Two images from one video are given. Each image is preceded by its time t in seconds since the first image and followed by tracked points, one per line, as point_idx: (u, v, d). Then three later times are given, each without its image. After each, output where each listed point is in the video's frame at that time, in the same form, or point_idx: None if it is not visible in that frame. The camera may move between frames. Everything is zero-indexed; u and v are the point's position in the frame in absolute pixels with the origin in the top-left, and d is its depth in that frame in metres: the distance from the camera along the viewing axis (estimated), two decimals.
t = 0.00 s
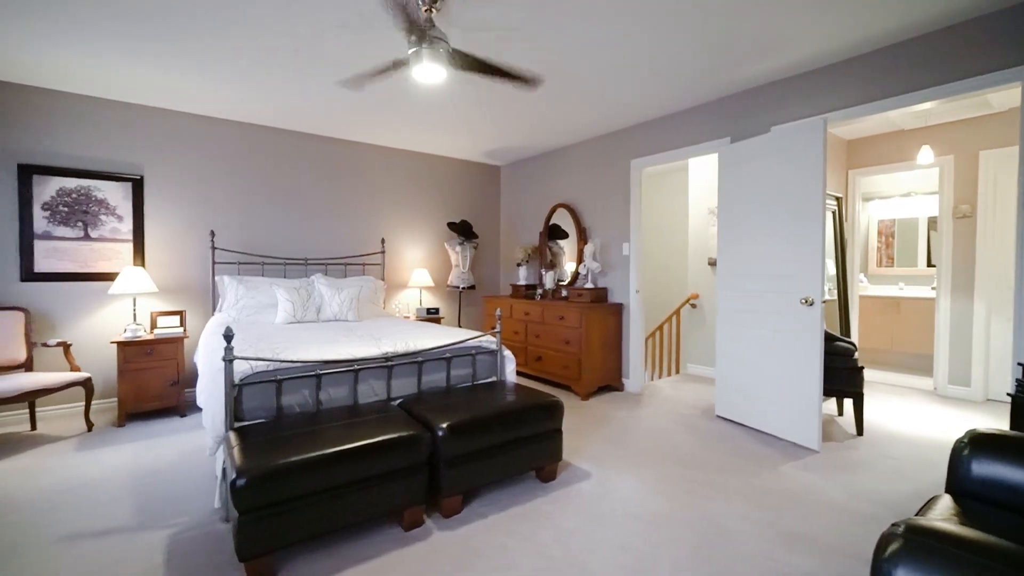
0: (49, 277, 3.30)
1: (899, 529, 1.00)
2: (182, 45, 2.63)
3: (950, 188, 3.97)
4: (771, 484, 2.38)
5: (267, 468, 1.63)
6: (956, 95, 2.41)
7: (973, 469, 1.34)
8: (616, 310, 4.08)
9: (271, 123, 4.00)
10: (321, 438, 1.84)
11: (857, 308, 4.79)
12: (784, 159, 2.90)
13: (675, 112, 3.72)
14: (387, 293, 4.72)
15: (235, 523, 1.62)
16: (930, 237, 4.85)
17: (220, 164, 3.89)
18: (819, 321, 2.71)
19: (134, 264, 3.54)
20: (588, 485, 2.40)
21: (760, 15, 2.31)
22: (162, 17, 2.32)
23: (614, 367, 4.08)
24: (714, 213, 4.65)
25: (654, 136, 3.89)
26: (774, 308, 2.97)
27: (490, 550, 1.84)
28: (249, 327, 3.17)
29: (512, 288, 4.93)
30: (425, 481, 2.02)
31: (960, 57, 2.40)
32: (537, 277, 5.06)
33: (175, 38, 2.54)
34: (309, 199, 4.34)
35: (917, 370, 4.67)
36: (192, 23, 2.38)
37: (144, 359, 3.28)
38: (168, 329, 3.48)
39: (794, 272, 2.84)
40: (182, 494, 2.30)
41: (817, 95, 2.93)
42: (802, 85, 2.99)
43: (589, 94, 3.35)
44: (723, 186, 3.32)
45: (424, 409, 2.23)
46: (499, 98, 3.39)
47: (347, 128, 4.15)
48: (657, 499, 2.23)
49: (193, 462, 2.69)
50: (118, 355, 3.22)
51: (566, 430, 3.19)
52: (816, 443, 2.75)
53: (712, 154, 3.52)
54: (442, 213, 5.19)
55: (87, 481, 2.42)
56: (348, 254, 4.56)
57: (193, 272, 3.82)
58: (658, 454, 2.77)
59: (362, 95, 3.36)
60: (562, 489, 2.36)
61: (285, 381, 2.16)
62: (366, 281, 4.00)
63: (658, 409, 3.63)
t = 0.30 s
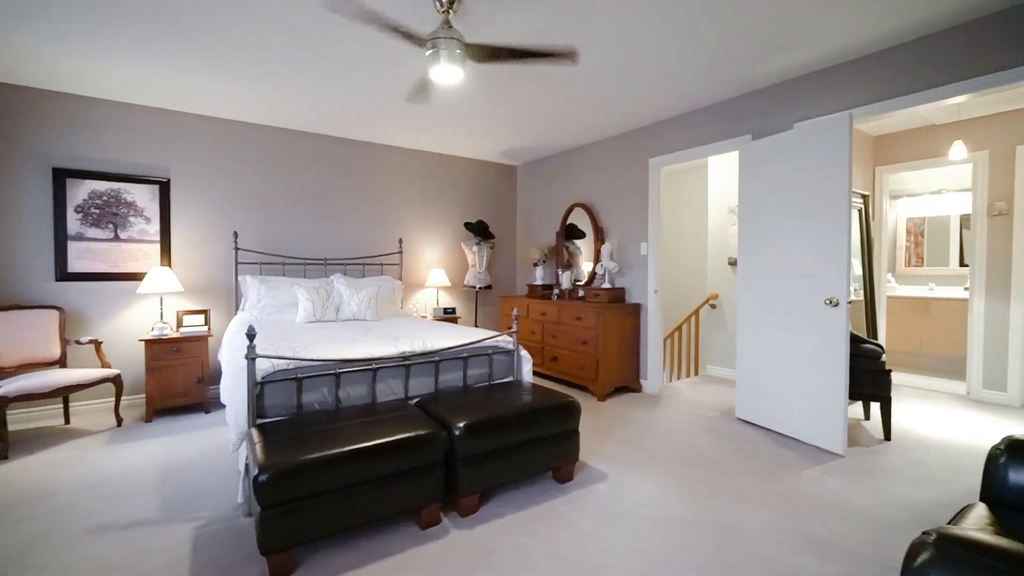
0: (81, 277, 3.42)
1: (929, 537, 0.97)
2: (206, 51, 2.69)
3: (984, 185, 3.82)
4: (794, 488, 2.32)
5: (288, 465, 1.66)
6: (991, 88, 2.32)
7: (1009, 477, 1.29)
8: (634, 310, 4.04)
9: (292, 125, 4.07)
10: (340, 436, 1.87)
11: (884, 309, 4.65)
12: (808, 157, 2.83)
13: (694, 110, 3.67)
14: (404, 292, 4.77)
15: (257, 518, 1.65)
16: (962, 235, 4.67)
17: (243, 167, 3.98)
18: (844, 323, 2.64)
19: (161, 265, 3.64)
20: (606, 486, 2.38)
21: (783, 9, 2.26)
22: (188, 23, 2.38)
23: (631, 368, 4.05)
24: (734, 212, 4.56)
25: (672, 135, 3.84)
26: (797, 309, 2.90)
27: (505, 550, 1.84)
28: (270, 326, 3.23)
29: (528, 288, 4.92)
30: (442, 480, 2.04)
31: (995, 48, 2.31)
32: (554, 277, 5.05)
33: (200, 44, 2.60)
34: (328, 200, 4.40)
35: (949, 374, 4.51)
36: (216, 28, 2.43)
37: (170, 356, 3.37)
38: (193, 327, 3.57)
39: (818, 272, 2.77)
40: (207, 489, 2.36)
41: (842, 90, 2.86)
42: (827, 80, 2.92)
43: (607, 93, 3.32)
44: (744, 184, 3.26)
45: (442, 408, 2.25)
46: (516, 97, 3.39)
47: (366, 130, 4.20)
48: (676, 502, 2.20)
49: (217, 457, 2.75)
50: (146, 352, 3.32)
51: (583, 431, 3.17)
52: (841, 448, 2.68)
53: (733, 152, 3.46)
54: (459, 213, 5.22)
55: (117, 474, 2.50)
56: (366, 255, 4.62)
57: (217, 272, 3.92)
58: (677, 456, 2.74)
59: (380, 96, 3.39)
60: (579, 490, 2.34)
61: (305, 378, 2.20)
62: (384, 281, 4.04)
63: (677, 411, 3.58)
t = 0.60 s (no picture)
0: (113, 277, 3.54)
1: (965, 548, 0.94)
2: (231, 55, 2.75)
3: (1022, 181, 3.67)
4: (819, 494, 2.26)
5: (309, 461, 1.68)
6: None
7: None
8: (652, 311, 3.99)
9: (313, 128, 4.15)
10: (360, 433, 1.89)
11: (915, 310, 4.50)
12: (833, 153, 2.75)
13: (715, 107, 3.61)
14: (422, 292, 4.81)
15: (279, 513, 1.68)
16: (999, 234, 4.49)
17: (265, 169, 4.07)
18: (872, 324, 2.56)
19: (188, 265, 3.75)
20: (624, 488, 2.36)
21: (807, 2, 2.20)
22: (214, 29, 2.45)
23: (649, 369, 4.00)
24: (756, 210, 4.47)
25: (692, 133, 3.79)
26: (822, 310, 2.83)
27: (523, 551, 1.84)
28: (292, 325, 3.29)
29: (545, 288, 4.91)
30: (460, 479, 2.04)
31: None
32: (571, 277, 5.02)
33: (224, 48, 2.66)
34: (348, 201, 4.46)
35: (984, 378, 4.34)
36: (241, 33, 2.49)
37: (196, 354, 3.47)
38: (218, 326, 3.66)
39: (846, 271, 2.69)
40: (231, 484, 2.41)
41: (870, 84, 2.77)
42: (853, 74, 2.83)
43: (625, 91, 3.30)
44: (767, 183, 3.19)
45: (459, 408, 2.26)
46: (533, 97, 3.38)
47: (385, 131, 4.25)
48: (697, 506, 2.16)
49: (240, 453, 2.82)
50: (173, 350, 3.42)
51: (601, 432, 3.14)
52: (868, 453, 2.60)
53: (755, 149, 3.40)
54: (476, 213, 5.23)
55: (146, 468, 2.58)
56: (385, 255, 4.67)
57: (241, 272, 4.01)
58: (697, 458, 2.70)
59: (399, 98, 3.42)
60: (596, 492, 2.32)
61: (326, 377, 2.23)
62: (402, 281, 4.08)
63: (697, 413, 3.53)
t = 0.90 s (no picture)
0: (140, 277, 3.64)
1: (999, 558, 0.90)
2: (252, 59, 2.80)
3: None
4: (843, 499, 2.20)
5: (328, 459, 1.71)
6: None
7: None
8: (670, 311, 3.94)
9: (331, 130, 4.20)
10: (377, 432, 1.91)
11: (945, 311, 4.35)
12: (859, 150, 2.68)
13: (735, 104, 3.55)
14: (438, 292, 4.84)
15: (299, 509, 1.71)
16: None
17: (285, 171, 4.14)
18: (900, 325, 2.49)
19: (211, 265, 3.84)
20: (642, 489, 2.34)
21: None
22: (235, 35, 2.50)
23: (667, 370, 3.95)
24: (777, 209, 4.38)
25: (711, 130, 3.73)
26: (847, 311, 2.76)
27: (539, 551, 1.83)
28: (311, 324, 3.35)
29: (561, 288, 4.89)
30: (476, 478, 2.05)
31: None
32: (588, 277, 4.99)
33: (246, 53, 2.72)
34: (365, 202, 4.51)
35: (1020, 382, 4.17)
36: (262, 38, 2.53)
37: (219, 352, 3.55)
38: (240, 325, 3.73)
39: (871, 271, 2.62)
40: (252, 479, 2.46)
41: (897, 78, 2.69)
42: (879, 69, 2.75)
43: (643, 89, 3.26)
44: (789, 180, 3.12)
45: (475, 407, 2.26)
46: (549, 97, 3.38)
47: (402, 132, 4.29)
48: (716, 509, 2.13)
49: (261, 449, 2.87)
50: (197, 348, 3.51)
51: (618, 433, 3.12)
52: (895, 458, 2.52)
53: (776, 146, 3.33)
54: (492, 213, 5.24)
55: (171, 463, 2.65)
56: (402, 255, 4.71)
57: (262, 272, 4.09)
58: (715, 461, 2.66)
59: (416, 99, 3.45)
60: (614, 494, 2.30)
61: (344, 375, 2.26)
62: (419, 281, 4.11)
63: (716, 415, 3.47)
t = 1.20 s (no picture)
0: (165, 277, 3.74)
1: None
2: (274, 64, 2.86)
3: None
4: (869, 506, 2.14)
5: (346, 456, 1.73)
6: None
7: None
8: (688, 311, 3.89)
9: (350, 132, 4.26)
10: (394, 430, 1.92)
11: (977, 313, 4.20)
12: (885, 147, 2.60)
13: (756, 100, 3.48)
14: (454, 292, 4.86)
15: (318, 505, 1.73)
16: None
17: (304, 172, 4.21)
18: (929, 327, 2.41)
19: (233, 265, 3.92)
20: (659, 492, 2.31)
21: None
22: (257, 40, 2.55)
23: (685, 371, 3.90)
24: (799, 207, 4.29)
25: (731, 128, 3.66)
26: (872, 312, 2.68)
27: (555, 552, 1.82)
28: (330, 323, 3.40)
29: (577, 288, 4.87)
30: (492, 478, 2.05)
31: None
32: (604, 277, 4.96)
33: (267, 58, 2.77)
34: (382, 202, 4.56)
35: None
36: (282, 42, 2.58)
37: (241, 350, 3.62)
38: (260, 323, 3.81)
39: (899, 271, 2.54)
40: (272, 475, 2.51)
41: (926, 72, 2.61)
42: (908, 62, 2.66)
43: (661, 87, 3.22)
44: (812, 179, 3.05)
45: (491, 407, 2.27)
46: (566, 95, 3.36)
47: (418, 133, 4.32)
48: (736, 513, 2.09)
49: (281, 446, 2.93)
50: (220, 346, 3.59)
51: (635, 434, 3.09)
52: (922, 463, 2.44)
53: (799, 143, 3.25)
54: (508, 213, 5.24)
55: (195, 458, 2.71)
56: (418, 255, 4.75)
57: (282, 272, 4.16)
58: (735, 464, 2.61)
59: (432, 100, 3.47)
60: (630, 496, 2.28)
61: (362, 374, 2.29)
62: (435, 281, 4.14)
63: (736, 417, 3.41)
